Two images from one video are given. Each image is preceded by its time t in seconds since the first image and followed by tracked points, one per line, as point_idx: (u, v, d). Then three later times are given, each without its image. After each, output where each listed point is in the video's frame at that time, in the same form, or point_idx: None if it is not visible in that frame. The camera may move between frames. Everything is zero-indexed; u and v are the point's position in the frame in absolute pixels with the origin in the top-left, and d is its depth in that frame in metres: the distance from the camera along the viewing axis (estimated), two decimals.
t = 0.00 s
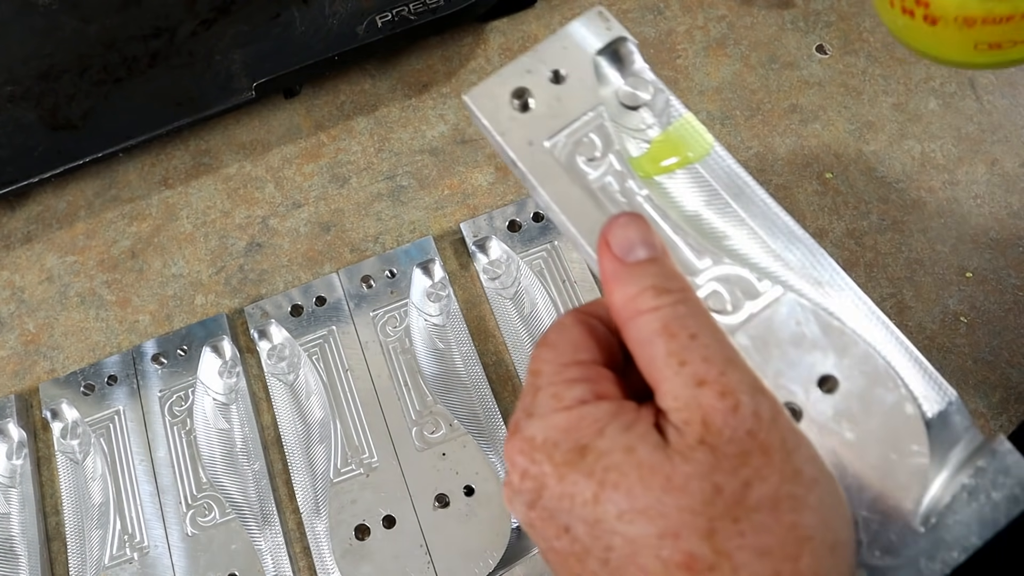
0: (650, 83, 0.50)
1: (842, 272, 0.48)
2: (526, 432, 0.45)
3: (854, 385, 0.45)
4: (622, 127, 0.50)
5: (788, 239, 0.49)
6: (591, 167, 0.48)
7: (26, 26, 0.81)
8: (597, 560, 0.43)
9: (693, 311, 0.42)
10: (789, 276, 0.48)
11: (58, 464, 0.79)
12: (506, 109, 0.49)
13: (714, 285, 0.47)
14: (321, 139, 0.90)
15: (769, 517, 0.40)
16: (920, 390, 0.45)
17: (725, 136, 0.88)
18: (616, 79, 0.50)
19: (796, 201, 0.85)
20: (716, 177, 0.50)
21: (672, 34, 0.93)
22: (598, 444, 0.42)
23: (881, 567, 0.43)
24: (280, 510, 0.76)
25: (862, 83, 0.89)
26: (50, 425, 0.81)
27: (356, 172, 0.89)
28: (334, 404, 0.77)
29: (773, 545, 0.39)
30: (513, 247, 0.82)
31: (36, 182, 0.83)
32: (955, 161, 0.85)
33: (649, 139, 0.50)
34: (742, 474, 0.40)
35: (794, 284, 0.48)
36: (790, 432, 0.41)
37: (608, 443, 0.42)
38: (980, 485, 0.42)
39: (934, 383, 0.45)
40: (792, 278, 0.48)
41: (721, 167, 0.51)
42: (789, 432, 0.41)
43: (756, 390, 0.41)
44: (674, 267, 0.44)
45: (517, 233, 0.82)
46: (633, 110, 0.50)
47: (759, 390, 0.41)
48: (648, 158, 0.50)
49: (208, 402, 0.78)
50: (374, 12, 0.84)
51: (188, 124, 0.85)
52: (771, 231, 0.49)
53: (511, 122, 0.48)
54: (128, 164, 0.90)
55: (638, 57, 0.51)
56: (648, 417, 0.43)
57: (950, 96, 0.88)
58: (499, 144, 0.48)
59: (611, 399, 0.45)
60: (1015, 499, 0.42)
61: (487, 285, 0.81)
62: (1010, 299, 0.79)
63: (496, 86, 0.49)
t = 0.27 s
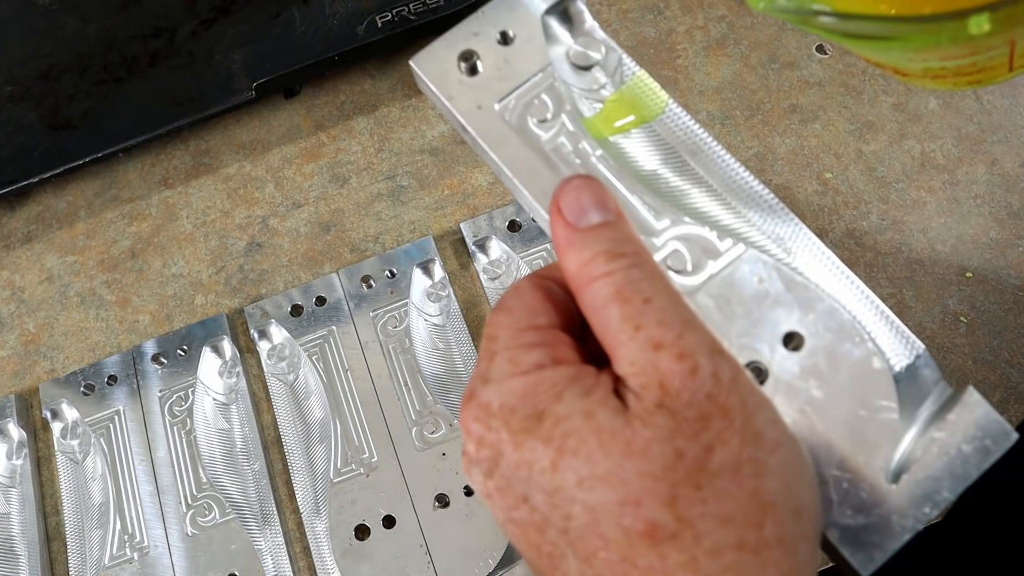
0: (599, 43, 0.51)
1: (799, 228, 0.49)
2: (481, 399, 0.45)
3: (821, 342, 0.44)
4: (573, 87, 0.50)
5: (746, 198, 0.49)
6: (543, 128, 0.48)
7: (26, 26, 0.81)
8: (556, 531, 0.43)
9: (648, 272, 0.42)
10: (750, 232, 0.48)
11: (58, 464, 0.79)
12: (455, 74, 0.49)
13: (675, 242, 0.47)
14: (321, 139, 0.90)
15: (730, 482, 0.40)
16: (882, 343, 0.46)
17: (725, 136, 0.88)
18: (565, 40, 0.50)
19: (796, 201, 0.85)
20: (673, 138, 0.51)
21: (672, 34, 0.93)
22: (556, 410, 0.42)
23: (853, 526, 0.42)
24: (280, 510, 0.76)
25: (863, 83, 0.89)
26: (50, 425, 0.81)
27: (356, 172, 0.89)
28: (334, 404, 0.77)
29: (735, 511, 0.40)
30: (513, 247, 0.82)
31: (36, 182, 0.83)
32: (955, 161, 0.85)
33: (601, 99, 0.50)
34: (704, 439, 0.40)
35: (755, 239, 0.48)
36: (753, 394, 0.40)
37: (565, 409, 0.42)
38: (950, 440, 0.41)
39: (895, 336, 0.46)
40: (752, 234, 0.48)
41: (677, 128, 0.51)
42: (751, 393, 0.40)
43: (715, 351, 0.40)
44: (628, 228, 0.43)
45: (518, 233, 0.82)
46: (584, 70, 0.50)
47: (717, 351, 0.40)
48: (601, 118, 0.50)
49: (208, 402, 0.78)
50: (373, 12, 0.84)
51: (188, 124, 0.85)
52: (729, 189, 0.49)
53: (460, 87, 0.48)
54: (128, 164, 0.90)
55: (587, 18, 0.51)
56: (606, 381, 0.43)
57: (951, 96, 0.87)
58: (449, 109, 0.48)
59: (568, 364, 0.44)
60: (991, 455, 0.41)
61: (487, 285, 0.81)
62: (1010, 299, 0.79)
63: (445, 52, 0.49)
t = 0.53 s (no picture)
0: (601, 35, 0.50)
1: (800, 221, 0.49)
2: (482, 391, 0.44)
3: (822, 334, 0.45)
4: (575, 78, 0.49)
5: (749, 192, 0.50)
6: (544, 118, 0.48)
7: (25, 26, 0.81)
8: (559, 525, 0.42)
9: (652, 265, 0.42)
10: (752, 226, 0.48)
11: (58, 464, 0.79)
12: (456, 62, 0.49)
13: (678, 236, 0.47)
14: (321, 139, 0.90)
15: (735, 476, 0.40)
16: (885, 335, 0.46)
17: (725, 136, 0.88)
18: (567, 30, 0.50)
19: (796, 201, 0.85)
20: (675, 130, 0.51)
21: (672, 34, 0.93)
22: (560, 402, 0.42)
23: (853, 520, 0.43)
24: (280, 510, 0.76)
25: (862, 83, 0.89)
26: (50, 425, 0.81)
27: (356, 173, 0.89)
28: (334, 404, 0.77)
29: (739, 505, 0.40)
30: (513, 247, 0.82)
31: (36, 182, 0.83)
32: (955, 161, 0.85)
33: (603, 90, 0.50)
34: (709, 433, 0.40)
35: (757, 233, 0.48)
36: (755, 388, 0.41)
37: (570, 402, 0.41)
38: (951, 434, 0.42)
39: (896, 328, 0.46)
40: (755, 228, 0.48)
41: (679, 121, 0.51)
42: (752, 387, 0.41)
43: (719, 345, 0.40)
44: (632, 221, 0.44)
45: (517, 233, 0.82)
46: (586, 62, 0.50)
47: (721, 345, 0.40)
48: (604, 109, 0.49)
49: (208, 402, 0.78)
50: (374, 12, 0.84)
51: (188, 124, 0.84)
52: (731, 183, 0.50)
53: (461, 75, 0.48)
54: (128, 164, 0.90)
55: (588, 8, 0.50)
56: (609, 375, 0.43)
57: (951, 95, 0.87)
58: (450, 97, 0.48)
59: (571, 356, 0.44)
60: (989, 449, 0.42)
61: (486, 285, 0.81)
62: (1010, 299, 0.79)
63: (447, 40, 0.49)
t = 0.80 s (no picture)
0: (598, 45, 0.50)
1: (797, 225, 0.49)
2: (485, 398, 0.44)
3: (819, 341, 0.45)
4: (573, 89, 0.49)
5: (746, 198, 0.49)
6: (542, 128, 0.48)
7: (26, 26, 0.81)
8: (561, 528, 0.42)
9: (649, 273, 0.42)
10: (750, 232, 0.48)
11: (58, 464, 0.79)
12: (455, 74, 0.49)
13: (676, 243, 0.47)
14: (321, 139, 0.90)
15: (734, 480, 0.40)
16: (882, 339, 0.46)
17: (725, 136, 0.88)
18: (564, 41, 0.50)
19: (796, 201, 0.85)
20: (672, 137, 0.50)
21: (672, 34, 0.93)
22: (561, 408, 0.42)
23: (851, 521, 0.43)
24: (280, 510, 0.76)
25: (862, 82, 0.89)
26: (50, 425, 0.81)
27: (356, 173, 0.89)
28: (334, 404, 0.77)
29: (738, 508, 0.40)
30: (513, 247, 0.82)
31: (36, 182, 0.83)
32: (955, 160, 0.85)
33: (601, 100, 0.50)
34: (708, 438, 0.40)
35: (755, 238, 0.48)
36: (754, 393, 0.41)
37: (570, 408, 0.41)
38: (946, 435, 0.42)
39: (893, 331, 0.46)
40: (753, 233, 0.48)
41: (676, 127, 0.50)
42: (750, 392, 0.41)
43: (717, 351, 0.40)
44: (630, 229, 0.43)
45: (517, 233, 0.82)
46: (584, 71, 0.50)
47: (719, 351, 0.40)
48: (602, 118, 0.49)
49: (208, 402, 0.78)
50: (373, 13, 0.84)
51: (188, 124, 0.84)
52: (729, 187, 0.49)
53: (460, 87, 0.49)
54: (128, 164, 0.90)
55: (586, 19, 0.50)
56: (609, 380, 0.43)
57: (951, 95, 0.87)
58: (449, 109, 0.49)
59: (571, 362, 0.44)
60: (985, 449, 0.42)
61: (486, 285, 0.81)
62: (1011, 299, 0.79)
63: (445, 52, 0.49)
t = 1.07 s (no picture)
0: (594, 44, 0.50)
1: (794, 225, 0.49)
2: (482, 400, 0.44)
3: (814, 341, 0.45)
4: (568, 87, 0.49)
5: (743, 198, 0.49)
6: (538, 127, 0.48)
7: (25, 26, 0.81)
8: (558, 532, 0.42)
9: (645, 275, 0.42)
10: (746, 232, 0.48)
11: (58, 464, 0.79)
12: (451, 72, 0.49)
13: (672, 243, 0.47)
14: (321, 139, 0.90)
15: (731, 483, 0.40)
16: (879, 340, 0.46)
17: (725, 136, 0.88)
18: (560, 39, 0.50)
19: (796, 201, 0.84)
20: (669, 136, 0.50)
21: (672, 34, 0.93)
22: (557, 410, 0.42)
23: (849, 524, 0.42)
24: (280, 510, 0.76)
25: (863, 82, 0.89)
26: (50, 425, 0.81)
27: (356, 173, 0.89)
28: (334, 404, 0.77)
29: (735, 512, 0.40)
30: (513, 247, 0.82)
31: (36, 182, 0.83)
32: (955, 160, 0.85)
33: (597, 99, 0.50)
34: (704, 441, 0.40)
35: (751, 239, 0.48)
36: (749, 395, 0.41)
37: (567, 410, 0.41)
38: (943, 437, 0.42)
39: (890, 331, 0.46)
40: (749, 234, 0.48)
41: (673, 125, 0.50)
42: (746, 394, 0.41)
43: (713, 353, 0.41)
44: (627, 231, 0.43)
45: (517, 233, 0.82)
46: (580, 69, 0.50)
47: (715, 353, 0.41)
48: (598, 118, 0.49)
49: (207, 402, 0.78)
50: (373, 13, 0.84)
51: (189, 124, 0.84)
52: (726, 187, 0.49)
53: (456, 85, 0.49)
54: (128, 164, 0.90)
55: (581, 17, 0.50)
56: (605, 383, 0.43)
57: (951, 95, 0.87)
58: (445, 107, 0.49)
59: (568, 364, 0.44)
60: (981, 451, 0.42)
61: (486, 285, 0.81)
62: (1011, 299, 0.79)
63: (441, 50, 0.49)
